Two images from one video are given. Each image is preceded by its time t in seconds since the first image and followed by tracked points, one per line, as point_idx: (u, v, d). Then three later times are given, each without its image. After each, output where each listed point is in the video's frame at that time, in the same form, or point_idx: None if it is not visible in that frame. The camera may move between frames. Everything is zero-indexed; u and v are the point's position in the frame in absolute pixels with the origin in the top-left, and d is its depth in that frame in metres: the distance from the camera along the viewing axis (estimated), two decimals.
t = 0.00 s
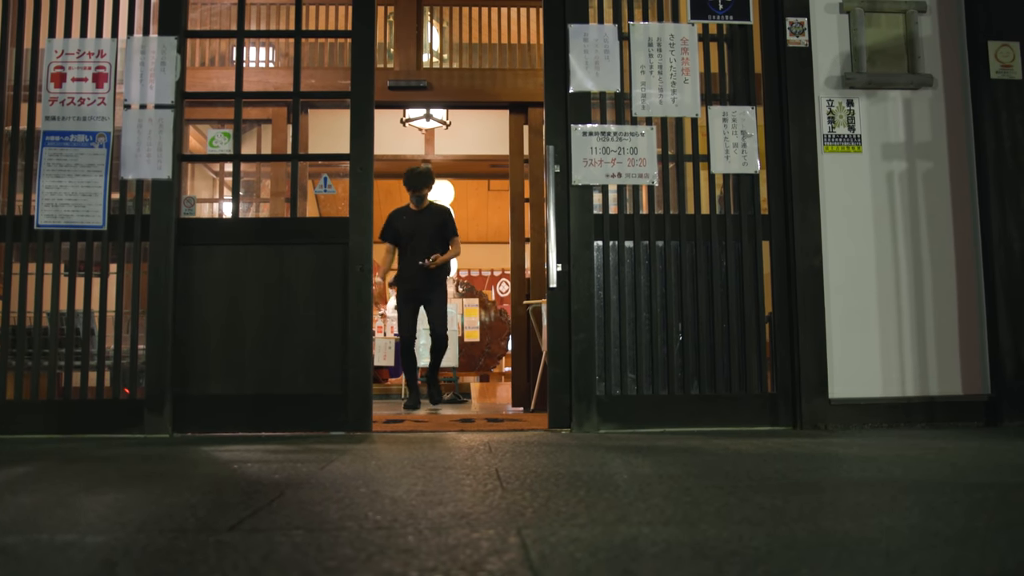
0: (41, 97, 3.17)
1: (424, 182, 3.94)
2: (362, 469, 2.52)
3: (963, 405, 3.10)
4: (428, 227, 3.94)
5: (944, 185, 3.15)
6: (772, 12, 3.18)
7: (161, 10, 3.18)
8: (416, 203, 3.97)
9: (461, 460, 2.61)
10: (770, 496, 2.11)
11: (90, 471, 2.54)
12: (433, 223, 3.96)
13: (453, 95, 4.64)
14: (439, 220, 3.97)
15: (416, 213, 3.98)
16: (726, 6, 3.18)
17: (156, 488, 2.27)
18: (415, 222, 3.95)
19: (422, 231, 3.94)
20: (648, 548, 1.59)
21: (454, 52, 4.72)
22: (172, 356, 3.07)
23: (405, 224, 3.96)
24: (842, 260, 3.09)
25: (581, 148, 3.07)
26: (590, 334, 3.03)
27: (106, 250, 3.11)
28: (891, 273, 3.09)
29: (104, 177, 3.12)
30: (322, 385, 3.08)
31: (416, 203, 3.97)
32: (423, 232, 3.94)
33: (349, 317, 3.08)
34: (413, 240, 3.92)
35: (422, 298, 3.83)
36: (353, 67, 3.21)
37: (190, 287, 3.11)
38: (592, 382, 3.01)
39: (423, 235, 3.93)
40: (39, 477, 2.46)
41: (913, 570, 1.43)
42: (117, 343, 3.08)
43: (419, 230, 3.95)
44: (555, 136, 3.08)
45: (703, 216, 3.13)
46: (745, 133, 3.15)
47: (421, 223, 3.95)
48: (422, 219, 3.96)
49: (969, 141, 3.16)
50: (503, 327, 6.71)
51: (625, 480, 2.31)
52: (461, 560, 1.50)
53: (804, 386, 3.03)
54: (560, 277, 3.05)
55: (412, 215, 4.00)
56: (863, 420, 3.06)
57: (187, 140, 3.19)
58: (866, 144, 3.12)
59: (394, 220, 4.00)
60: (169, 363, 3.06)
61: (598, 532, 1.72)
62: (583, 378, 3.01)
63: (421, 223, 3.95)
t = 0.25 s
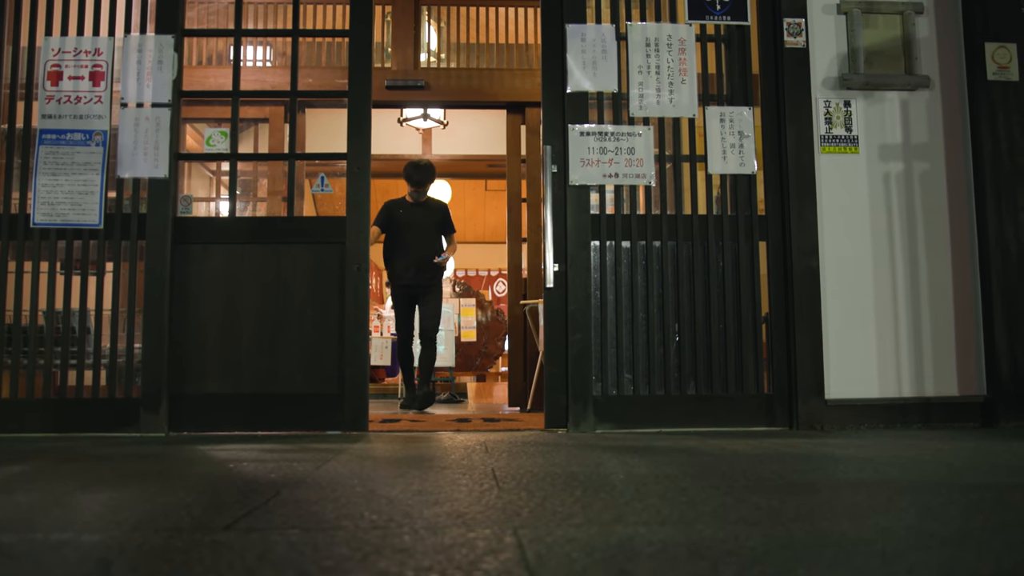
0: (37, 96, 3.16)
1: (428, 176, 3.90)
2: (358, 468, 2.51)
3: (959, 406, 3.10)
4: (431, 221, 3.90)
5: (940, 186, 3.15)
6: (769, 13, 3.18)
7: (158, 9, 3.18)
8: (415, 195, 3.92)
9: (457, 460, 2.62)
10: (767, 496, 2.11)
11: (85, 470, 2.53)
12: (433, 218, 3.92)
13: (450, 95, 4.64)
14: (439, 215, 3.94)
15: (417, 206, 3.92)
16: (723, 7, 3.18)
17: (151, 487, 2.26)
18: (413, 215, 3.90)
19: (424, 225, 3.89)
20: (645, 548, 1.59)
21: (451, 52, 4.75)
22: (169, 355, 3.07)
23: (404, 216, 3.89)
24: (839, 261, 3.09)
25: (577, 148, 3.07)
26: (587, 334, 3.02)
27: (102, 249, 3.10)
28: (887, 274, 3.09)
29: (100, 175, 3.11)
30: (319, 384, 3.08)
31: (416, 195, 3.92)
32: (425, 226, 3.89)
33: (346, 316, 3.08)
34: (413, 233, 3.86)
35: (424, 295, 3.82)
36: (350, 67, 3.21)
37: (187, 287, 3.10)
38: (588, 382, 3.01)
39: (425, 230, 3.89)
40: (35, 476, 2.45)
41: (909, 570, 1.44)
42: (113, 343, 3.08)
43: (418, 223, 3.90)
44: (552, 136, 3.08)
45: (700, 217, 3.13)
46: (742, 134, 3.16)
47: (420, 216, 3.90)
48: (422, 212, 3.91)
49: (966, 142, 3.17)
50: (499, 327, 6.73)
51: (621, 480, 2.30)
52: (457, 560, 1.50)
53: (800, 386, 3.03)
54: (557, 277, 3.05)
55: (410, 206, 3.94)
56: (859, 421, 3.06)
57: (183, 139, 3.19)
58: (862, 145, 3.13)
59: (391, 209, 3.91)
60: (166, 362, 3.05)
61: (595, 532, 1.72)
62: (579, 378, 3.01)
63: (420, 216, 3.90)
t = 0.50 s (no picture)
0: (35, 93, 3.16)
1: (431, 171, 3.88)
2: (355, 467, 2.51)
3: (956, 405, 3.10)
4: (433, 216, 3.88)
5: (938, 186, 3.15)
6: (768, 12, 3.18)
7: (156, 7, 3.18)
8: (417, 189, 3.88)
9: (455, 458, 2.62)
10: (765, 495, 2.11)
11: (83, 468, 2.53)
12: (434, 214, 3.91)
13: (448, 94, 4.64)
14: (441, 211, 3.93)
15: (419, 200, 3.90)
16: (722, 6, 3.19)
17: (149, 485, 2.26)
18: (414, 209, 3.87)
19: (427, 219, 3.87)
20: (643, 546, 1.59)
21: (449, 51, 4.72)
22: (167, 353, 3.07)
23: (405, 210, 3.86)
24: (836, 260, 3.09)
25: (575, 147, 3.07)
26: (585, 332, 3.02)
27: (100, 247, 3.10)
28: (885, 274, 3.10)
29: (98, 173, 3.10)
30: (317, 382, 3.07)
31: (418, 188, 3.87)
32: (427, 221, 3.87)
33: (344, 315, 3.08)
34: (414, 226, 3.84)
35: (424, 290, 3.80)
36: (347, 65, 3.20)
37: (185, 285, 3.10)
38: (586, 381, 3.01)
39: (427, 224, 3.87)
40: (32, 474, 2.44)
41: (907, 569, 1.43)
42: (111, 341, 3.08)
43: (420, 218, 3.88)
44: (550, 135, 3.07)
45: (698, 216, 3.13)
46: (741, 133, 3.16)
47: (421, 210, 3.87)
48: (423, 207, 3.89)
49: (964, 142, 3.17)
50: (497, 326, 6.73)
51: (618, 479, 2.30)
52: (455, 558, 1.49)
53: (798, 386, 3.03)
54: (555, 276, 3.05)
55: (411, 200, 3.90)
56: (856, 420, 3.06)
57: (181, 137, 3.18)
58: (861, 144, 3.13)
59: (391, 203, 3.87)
60: (164, 360, 3.05)
61: (593, 531, 1.72)
62: (577, 376, 3.01)
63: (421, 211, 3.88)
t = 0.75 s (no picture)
0: (34, 91, 3.15)
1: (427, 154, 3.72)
2: (354, 465, 2.51)
3: (955, 405, 3.10)
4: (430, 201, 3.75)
5: (937, 185, 3.15)
6: (767, 11, 3.18)
7: (155, 5, 3.17)
8: (415, 173, 3.75)
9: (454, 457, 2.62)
10: (764, 494, 2.11)
11: (81, 466, 2.52)
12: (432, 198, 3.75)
13: (448, 92, 4.63)
14: (440, 196, 3.76)
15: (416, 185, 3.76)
16: (722, 5, 3.18)
17: (148, 483, 2.26)
18: (412, 195, 3.74)
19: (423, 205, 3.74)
20: (641, 545, 1.59)
21: (448, 49, 4.73)
22: (166, 350, 3.07)
23: (402, 196, 3.74)
24: (835, 259, 3.09)
25: (575, 145, 3.06)
26: (584, 331, 3.02)
27: (99, 245, 3.09)
28: (884, 274, 3.10)
29: (97, 171, 3.10)
30: (316, 380, 3.07)
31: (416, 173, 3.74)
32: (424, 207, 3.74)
33: (343, 313, 3.08)
34: (411, 213, 3.71)
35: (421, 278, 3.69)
36: (347, 63, 3.20)
37: (183, 283, 3.10)
38: (585, 380, 3.01)
39: (424, 210, 3.73)
40: (30, 471, 2.44)
41: (905, 569, 1.43)
42: (110, 338, 3.08)
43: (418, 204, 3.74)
44: (549, 134, 3.07)
45: (698, 215, 3.13)
46: (740, 132, 3.16)
47: (419, 196, 3.74)
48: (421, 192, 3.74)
49: (963, 141, 3.17)
50: (496, 325, 6.74)
51: (617, 478, 2.30)
52: (453, 557, 1.49)
53: (797, 385, 3.03)
54: (554, 275, 3.05)
55: (409, 187, 3.76)
56: (855, 419, 3.06)
57: (180, 135, 3.18)
58: (860, 143, 3.13)
59: (390, 189, 3.77)
60: (163, 358, 3.04)
61: (591, 529, 1.72)
62: (576, 375, 3.01)
63: (419, 196, 3.74)
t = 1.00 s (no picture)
0: (31, 90, 3.15)
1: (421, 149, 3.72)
2: (350, 466, 2.50)
3: (951, 406, 3.11)
4: (425, 195, 3.73)
5: (934, 187, 3.16)
6: (765, 13, 3.18)
7: (152, 4, 3.17)
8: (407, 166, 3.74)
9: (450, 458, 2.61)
10: (759, 496, 2.11)
11: (76, 466, 2.52)
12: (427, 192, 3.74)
13: (446, 93, 4.62)
14: (435, 190, 3.76)
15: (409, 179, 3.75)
16: (719, 6, 3.18)
17: (142, 483, 2.25)
18: (404, 188, 3.72)
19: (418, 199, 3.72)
20: (636, 546, 1.58)
21: (446, 50, 4.72)
22: (161, 349, 3.06)
23: (396, 190, 3.72)
24: (832, 261, 3.09)
25: (572, 146, 3.06)
26: (580, 332, 3.02)
27: (95, 244, 3.09)
28: (880, 275, 3.10)
29: (94, 170, 3.10)
30: (312, 380, 3.07)
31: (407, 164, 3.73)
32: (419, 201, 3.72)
33: (339, 313, 3.07)
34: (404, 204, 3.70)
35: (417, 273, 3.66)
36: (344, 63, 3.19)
37: (179, 282, 3.09)
38: (581, 381, 3.01)
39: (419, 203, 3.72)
40: (25, 471, 2.43)
41: (900, 570, 1.43)
42: (106, 338, 3.07)
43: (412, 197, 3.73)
44: (546, 135, 3.07)
45: (695, 216, 3.13)
46: (737, 133, 3.15)
47: (413, 189, 3.73)
48: (415, 186, 3.73)
49: (959, 143, 3.18)
50: (492, 326, 6.73)
51: (613, 479, 2.30)
52: (447, 557, 1.49)
53: (793, 386, 3.03)
54: (551, 276, 3.04)
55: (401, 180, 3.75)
56: (851, 421, 3.06)
57: (177, 135, 3.18)
58: (857, 145, 3.13)
59: (383, 183, 3.76)
60: (159, 357, 3.04)
61: (586, 530, 1.72)
62: (572, 376, 3.01)
63: (412, 188, 3.73)
